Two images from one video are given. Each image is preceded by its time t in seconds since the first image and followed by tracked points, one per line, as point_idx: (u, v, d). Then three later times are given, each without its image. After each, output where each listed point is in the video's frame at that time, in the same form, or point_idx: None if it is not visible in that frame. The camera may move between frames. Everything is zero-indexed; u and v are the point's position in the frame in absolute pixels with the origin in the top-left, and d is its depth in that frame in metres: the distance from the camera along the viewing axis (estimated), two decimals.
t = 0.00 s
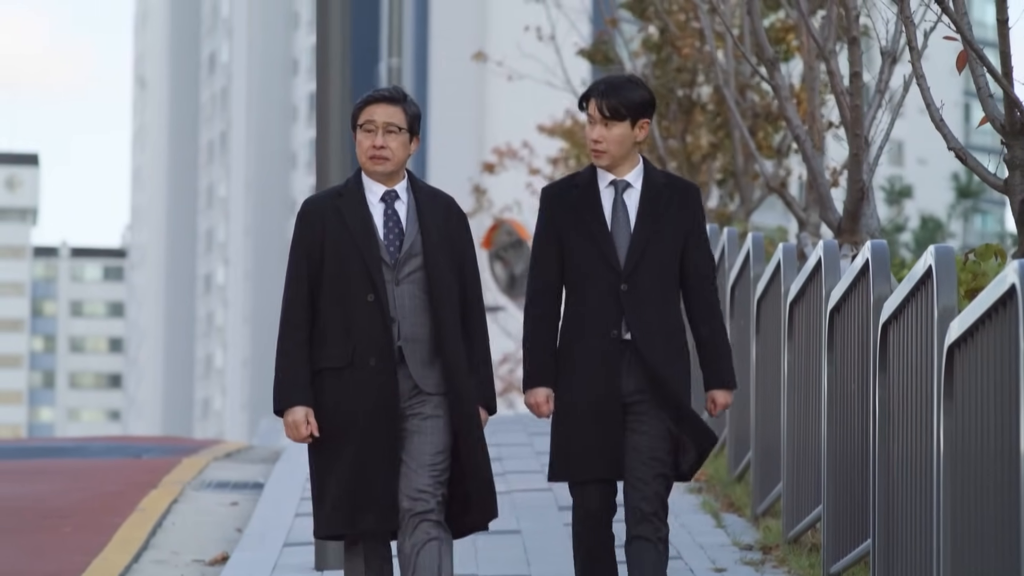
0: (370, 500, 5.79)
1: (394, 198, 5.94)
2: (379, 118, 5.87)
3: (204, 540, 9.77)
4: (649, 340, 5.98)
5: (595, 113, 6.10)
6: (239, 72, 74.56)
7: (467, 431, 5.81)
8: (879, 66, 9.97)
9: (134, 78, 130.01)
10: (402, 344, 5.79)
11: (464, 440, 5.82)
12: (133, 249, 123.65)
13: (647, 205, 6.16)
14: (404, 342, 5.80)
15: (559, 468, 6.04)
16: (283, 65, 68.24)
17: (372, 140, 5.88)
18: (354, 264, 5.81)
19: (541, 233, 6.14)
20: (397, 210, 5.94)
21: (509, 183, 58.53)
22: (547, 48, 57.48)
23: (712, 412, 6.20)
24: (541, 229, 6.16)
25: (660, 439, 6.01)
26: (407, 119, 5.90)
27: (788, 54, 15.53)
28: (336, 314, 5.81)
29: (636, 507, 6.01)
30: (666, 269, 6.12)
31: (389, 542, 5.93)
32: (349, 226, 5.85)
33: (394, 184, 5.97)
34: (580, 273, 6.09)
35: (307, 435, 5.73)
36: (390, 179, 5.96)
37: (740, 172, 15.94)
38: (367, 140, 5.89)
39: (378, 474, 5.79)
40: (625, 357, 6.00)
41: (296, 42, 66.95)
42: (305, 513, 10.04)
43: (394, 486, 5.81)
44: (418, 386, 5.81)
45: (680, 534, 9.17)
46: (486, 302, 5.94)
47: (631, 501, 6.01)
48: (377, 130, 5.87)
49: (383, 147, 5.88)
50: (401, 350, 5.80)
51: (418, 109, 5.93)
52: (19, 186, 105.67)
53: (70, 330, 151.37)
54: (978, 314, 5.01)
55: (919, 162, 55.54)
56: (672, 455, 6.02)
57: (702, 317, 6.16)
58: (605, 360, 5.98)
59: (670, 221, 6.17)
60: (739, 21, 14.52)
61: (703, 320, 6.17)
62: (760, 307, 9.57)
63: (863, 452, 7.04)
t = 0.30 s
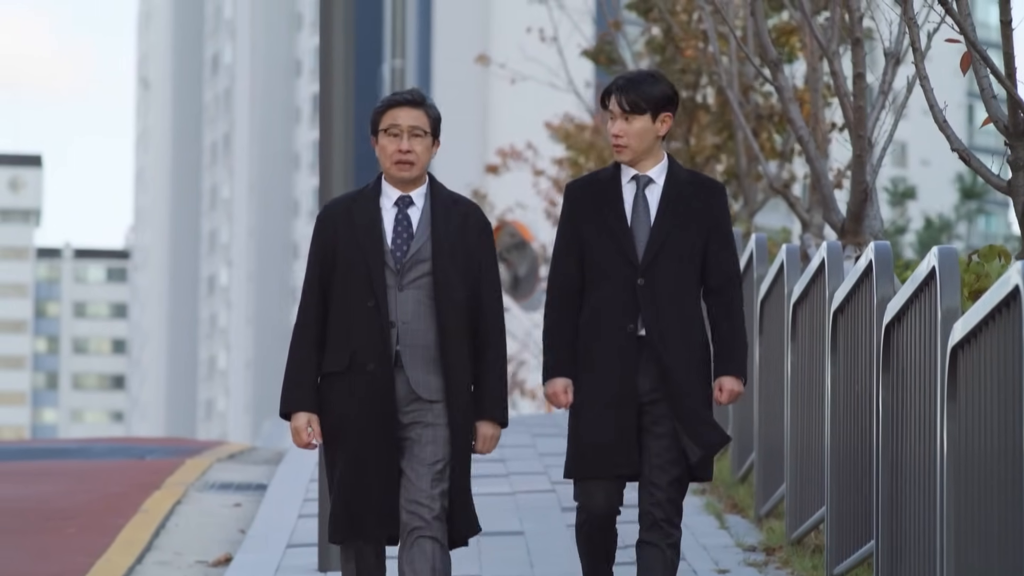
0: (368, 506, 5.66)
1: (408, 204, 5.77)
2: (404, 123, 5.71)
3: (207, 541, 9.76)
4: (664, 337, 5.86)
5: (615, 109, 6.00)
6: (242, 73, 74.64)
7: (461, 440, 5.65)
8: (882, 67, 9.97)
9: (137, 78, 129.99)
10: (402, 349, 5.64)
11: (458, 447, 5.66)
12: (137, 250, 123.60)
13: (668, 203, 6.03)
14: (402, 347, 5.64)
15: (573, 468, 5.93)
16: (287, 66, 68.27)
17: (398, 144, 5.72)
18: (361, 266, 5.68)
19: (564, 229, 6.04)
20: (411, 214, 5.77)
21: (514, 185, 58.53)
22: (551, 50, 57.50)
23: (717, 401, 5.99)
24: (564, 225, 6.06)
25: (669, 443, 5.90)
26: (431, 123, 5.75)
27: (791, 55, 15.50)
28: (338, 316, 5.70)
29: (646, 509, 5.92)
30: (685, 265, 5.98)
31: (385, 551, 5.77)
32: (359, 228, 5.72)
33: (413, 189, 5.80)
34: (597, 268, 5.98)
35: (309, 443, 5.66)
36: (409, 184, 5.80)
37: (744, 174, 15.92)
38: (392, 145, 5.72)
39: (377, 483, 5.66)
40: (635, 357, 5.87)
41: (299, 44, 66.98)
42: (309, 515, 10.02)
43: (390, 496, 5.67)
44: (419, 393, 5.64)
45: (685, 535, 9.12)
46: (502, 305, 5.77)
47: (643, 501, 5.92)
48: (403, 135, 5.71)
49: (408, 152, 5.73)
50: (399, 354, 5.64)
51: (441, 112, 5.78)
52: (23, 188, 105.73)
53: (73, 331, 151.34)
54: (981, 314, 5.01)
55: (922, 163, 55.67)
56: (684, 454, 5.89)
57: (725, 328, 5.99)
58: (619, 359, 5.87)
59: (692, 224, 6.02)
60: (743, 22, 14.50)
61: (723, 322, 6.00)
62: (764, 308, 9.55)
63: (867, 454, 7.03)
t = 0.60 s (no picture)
0: (367, 501, 5.66)
1: (418, 197, 5.76)
2: (436, 119, 5.72)
3: (207, 542, 9.76)
4: (667, 333, 5.86)
5: (643, 106, 5.88)
6: (241, 74, 74.64)
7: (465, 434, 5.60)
8: (883, 67, 9.97)
9: (138, 79, 129.97)
10: (406, 346, 5.62)
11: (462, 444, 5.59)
12: (138, 250, 123.62)
13: (681, 199, 5.98)
14: (407, 341, 5.62)
15: (581, 462, 5.94)
16: (288, 67, 68.26)
17: (428, 143, 5.71)
18: (367, 259, 5.69)
19: (575, 223, 6.03)
20: (420, 208, 5.76)
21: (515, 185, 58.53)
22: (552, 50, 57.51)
23: (720, 395, 5.90)
24: (577, 215, 6.05)
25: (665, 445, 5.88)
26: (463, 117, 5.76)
27: (792, 56, 15.49)
28: (345, 306, 5.72)
29: (650, 512, 5.94)
30: (697, 262, 5.95)
31: (380, 547, 5.79)
32: (367, 224, 5.73)
33: (421, 183, 5.79)
34: (606, 262, 5.96)
35: (320, 432, 5.71)
36: (419, 178, 5.78)
37: (745, 175, 15.92)
38: (425, 142, 5.71)
39: (375, 480, 5.65)
40: (639, 353, 5.88)
41: (299, 44, 66.98)
42: (310, 515, 10.02)
43: (394, 495, 5.65)
44: (420, 386, 5.60)
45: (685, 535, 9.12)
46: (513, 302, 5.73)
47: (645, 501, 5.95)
48: (436, 132, 5.71)
49: (442, 149, 5.71)
50: (402, 348, 5.62)
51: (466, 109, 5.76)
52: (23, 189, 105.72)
53: (74, 331, 151.23)
54: (982, 316, 5.01)
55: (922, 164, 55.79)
56: (687, 452, 5.87)
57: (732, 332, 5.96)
58: (625, 354, 5.88)
59: (702, 221, 5.98)
60: (743, 21, 14.48)
61: (732, 317, 5.95)
62: (764, 309, 9.56)
63: (868, 454, 7.04)
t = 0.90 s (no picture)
0: (367, 505, 5.60)
1: (414, 195, 5.71)
2: (426, 114, 5.65)
3: (208, 542, 9.76)
4: (669, 327, 5.84)
5: (652, 106, 5.86)
6: (241, 74, 74.60)
7: (469, 438, 5.56)
8: (883, 67, 9.96)
9: (138, 79, 129.90)
10: (408, 347, 5.56)
11: (467, 442, 5.57)
12: (138, 250, 123.56)
13: (683, 196, 5.95)
14: (408, 341, 5.56)
15: (587, 462, 5.89)
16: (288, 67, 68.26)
17: (420, 137, 5.64)
18: (364, 260, 5.63)
19: (575, 218, 6.02)
20: (416, 205, 5.71)
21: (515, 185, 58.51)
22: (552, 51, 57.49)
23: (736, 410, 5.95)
24: (577, 213, 6.03)
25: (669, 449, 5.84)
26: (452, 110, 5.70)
27: (792, 56, 15.49)
28: (343, 303, 5.66)
29: (655, 515, 5.93)
30: (700, 262, 5.92)
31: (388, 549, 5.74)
32: (362, 228, 5.66)
33: (414, 180, 5.74)
34: (608, 260, 5.94)
35: (317, 439, 5.66)
36: (413, 176, 5.73)
37: (744, 176, 15.91)
38: (416, 134, 5.64)
39: (377, 490, 5.59)
40: (643, 355, 5.84)
41: (299, 44, 66.98)
42: (310, 516, 10.02)
43: (397, 501, 5.60)
44: (423, 388, 5.55)
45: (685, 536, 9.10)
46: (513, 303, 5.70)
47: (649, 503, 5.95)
48: (427, 125, 5.64)
49: (433, 143, 5.65)
50: (405, 348, 5.55)
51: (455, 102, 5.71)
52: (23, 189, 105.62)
53: (75, 331, 151.04)
54: (982, 316, 5.01)
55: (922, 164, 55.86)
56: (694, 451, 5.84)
57: (734, 334, 5.96)
58: (629, 354, 5.85)
59: (705, 220, 5.95)
60: (743, 22, 14.47)
61: (735, 321, 5.96)
62: (764, 308, 9.56)
63: (868, 453, 7.04)
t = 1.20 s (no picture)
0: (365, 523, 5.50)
1: (397, 209, 5.63)
2: (398, 125, 5.57)
3: (207, 542, 9.76)
4: (669, 334, 5.75)
5: (638, 113, 5.78)
6: (241, 74, 74.65)
7: (480, 440, 5.48)
8: (883, 67, 9.97)
9: (138, 79, 129.86)
10: (405, 359, 5.48)
11: (473, 454, 5.49)
12: (138, 251, 123.48)
13: (674, 204, 5.88)
14: (405, 356, 5.48)
15: (585, 475, 5.81)
16: (288, 67, 68.24)
17: (390, 149, 5.57)
18: (354, 275, 5.54)
19: (565, 226, 5.92)
20: (400, 220, 5.63)
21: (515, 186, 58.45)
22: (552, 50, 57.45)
23: (734, 413, 5.89)
24: (566, 221, 5.93)
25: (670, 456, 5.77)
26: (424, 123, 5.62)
27: (792, 56, 15.49)
28: (332, 315, 5.57)
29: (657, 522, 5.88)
30: (696, 265, 5.84)
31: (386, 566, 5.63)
32: (350, 242, 5.57)
33: (399, 194, 5.66)
34: (602, 271, 5.84)
35: (306, 459, 5.52)
36: (397, 190, 5.65)
37: (744, 176, 15.91)
38: (386, 147, 5.57)
39: (375, 504, 5.48)
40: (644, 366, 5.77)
41: (299, 44, 66.97)
42: (310, 515, 10.01)
43: (398, 515, 5.50)
44: (422, 400, 5.46)
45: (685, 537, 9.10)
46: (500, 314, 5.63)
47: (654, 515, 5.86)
48: (398, 137, 5.56)
49: (403, 156, 5.57)
50: (401, 361, 5.48)
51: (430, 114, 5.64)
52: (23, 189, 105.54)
53: (75, 331, 150.92)
54: (983, 317, 5.01)
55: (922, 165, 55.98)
56: (696, 459, 5.78)
57: (733, 336, 5.88)
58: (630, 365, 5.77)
59: (700, 222, 5.89)
60: (744, 21, 14.46)
61: (732, 325, 5.88)
62: (764, 309, 9.55)
63: (868, 452, 7.05)
